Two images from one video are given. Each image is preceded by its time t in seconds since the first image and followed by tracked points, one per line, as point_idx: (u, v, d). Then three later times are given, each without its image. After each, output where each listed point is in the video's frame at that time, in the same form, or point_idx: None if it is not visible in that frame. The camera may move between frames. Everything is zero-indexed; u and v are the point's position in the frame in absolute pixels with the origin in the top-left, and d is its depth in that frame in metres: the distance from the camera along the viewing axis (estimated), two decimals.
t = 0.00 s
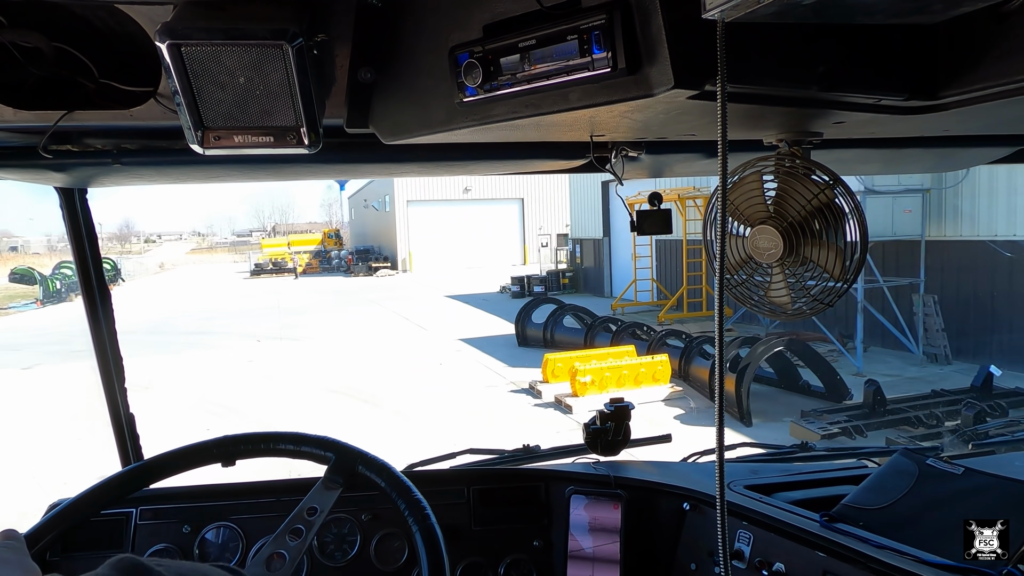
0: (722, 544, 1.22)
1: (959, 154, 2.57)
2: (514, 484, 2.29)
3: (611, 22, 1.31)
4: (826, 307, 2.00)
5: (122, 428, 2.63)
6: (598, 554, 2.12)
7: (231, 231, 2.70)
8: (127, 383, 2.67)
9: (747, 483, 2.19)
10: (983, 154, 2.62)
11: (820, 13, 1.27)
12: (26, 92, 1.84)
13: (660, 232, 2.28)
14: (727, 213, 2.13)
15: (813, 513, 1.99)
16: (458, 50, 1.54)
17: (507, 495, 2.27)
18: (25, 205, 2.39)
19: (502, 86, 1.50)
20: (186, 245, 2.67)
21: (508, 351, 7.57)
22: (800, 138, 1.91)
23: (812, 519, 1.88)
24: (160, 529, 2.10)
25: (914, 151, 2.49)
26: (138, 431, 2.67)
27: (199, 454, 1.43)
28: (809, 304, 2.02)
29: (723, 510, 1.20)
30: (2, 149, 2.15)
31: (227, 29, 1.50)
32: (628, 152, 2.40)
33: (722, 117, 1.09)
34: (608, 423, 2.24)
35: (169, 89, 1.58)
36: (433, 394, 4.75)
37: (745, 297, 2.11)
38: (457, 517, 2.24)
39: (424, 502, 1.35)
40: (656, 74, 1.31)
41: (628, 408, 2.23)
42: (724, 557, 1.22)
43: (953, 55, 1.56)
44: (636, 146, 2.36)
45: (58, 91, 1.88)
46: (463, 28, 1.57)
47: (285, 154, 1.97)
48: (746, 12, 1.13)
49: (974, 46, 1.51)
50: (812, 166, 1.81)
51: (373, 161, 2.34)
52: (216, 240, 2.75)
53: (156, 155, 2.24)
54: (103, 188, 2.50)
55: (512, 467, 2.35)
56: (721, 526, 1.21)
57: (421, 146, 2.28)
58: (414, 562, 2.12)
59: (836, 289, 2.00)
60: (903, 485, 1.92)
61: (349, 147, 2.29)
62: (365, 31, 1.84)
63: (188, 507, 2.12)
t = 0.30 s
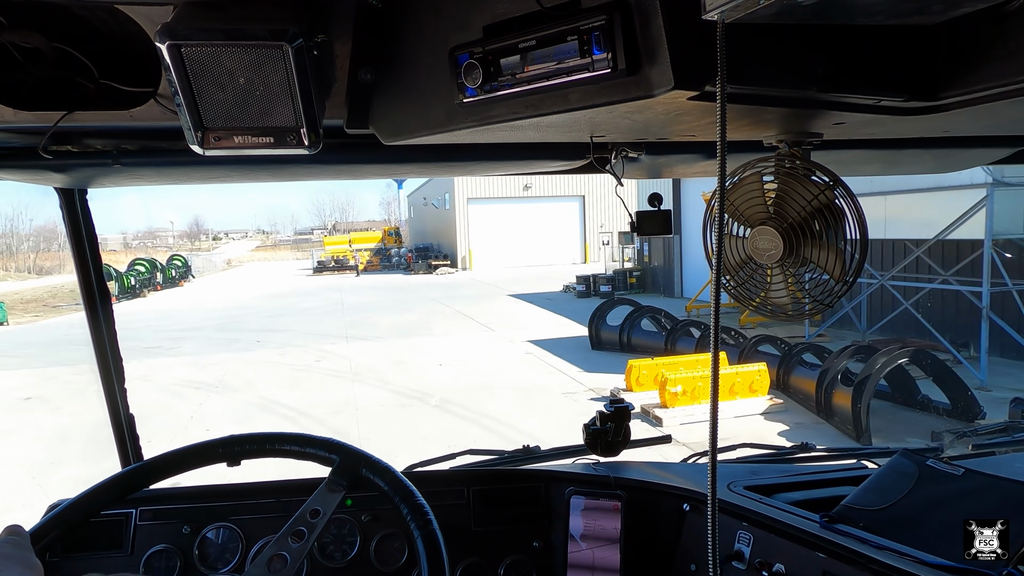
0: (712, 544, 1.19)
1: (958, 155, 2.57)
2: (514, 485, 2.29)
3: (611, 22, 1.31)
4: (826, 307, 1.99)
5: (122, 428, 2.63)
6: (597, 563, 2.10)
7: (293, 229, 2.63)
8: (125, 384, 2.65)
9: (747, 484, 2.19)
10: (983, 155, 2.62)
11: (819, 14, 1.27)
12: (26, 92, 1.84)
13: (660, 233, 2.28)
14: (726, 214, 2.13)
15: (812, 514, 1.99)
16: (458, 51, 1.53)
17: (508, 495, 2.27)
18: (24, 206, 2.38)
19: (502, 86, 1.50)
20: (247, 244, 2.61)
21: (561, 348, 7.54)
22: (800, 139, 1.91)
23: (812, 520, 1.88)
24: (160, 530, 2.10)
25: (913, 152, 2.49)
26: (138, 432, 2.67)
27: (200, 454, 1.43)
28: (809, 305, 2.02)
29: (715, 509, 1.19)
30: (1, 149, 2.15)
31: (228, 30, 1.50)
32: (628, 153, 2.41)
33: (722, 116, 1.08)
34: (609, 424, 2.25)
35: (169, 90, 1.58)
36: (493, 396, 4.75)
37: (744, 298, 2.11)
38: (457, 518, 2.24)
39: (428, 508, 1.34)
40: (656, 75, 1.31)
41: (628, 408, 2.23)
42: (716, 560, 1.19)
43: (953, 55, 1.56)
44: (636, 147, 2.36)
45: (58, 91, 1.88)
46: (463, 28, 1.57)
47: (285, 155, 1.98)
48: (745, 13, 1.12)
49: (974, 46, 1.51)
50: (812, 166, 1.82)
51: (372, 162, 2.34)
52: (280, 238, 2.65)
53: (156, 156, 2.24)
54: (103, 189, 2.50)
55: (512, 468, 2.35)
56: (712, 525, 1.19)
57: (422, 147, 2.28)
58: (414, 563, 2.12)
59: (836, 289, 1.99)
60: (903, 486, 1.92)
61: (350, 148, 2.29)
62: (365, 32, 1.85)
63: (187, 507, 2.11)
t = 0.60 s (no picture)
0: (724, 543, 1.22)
1: (958, 154, 2.58)
2: (515, 484, 2.29)
3: (611, 22, 1.31)
4: (826, 306, 1.99)
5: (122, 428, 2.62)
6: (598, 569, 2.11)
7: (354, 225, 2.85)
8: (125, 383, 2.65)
9: (747, 483, 2.19)
10: (982, 154, 2.63)
11: (818, 13, 1.27)
12: (26, 92, 1.84)
13: (660, 232, 2.28)
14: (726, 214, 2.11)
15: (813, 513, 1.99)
16: (458, 50, 1.53)
17: (508, 494, 2.27)
18: (24, 206, 2.38)
19: (502, 86, 1.50)
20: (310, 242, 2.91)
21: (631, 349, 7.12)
22: (799, 138, 1.93)
23: (812, 519, 1.88)
24: (160, 529, 2.11)
25: (912, 151, 2.49)
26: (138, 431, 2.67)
27: (202, 453, 1.44)
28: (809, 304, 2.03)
29: (725, 508, 1.20)
30: (2, 149, 2.15)
31: (228, 29, 1.50)
32: (627, 152, 2.41)
33: (722, 116, 1.09)
34: (609, 423, 2.25)
35: (169, 89, 1.58)
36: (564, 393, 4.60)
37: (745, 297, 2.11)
38: (457, 516, 2.24)
39: (429, 508, 1.34)
40: (656, 74, 1.31)
41: (629, 408, 2.23)
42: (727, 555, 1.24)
43: (952, 55, 1.56)
44: (636, 145, 2.36)
45: (59, 90, 1.87)
46: (463, 27, 1.57)
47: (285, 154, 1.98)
48: (745, 12, 1.12)
49: (974, 46, 1.51)
50: (812, 165, 1.84)
51: (372, 161, 2.34)
52: (341, 235, 2.92)
53: (157, 155, 2.24)
54: (103, 188, 2.50)
55: (512, 467, 2.35)
56: (724, 525, 1.20)
57: (421, 146, 2.28)
58: (415, 562, 2.13)
59: (837, 288, 1.99)
60: (903, 485, 1.92)
61: (349, 147, 2.29)
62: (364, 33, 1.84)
63: (188, 506, 2.11)
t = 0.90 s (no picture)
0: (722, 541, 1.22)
1: (957, 154, 2.58)
2: (515, 484, 2.29)
3: (611, 21, 1.31)
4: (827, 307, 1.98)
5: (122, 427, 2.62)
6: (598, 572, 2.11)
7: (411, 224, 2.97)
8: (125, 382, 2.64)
9: (747, 483, 2.19)
10: (982, 154, 2.63)
11: (819, 13, 1.27)
12: (27, 92, 1.84)
13: (660, 232, 2.28)
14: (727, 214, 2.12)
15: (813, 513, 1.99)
16: (458, 50, 1.53)
17: (507, 493, 2.27)
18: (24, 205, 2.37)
19: (502, 85, 1.50)
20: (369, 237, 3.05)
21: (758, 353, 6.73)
22: (800, 138, 1.93)
23: (812, 519, 1.88)
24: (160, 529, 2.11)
25: (912, 151, 2.49)
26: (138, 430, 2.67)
27: (202, 453, 1.44)
28: (809, 304, 2.02)
29: (725, 507, 1.20)
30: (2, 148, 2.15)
31: (228, 29, 1.50)
32: (628, 152, 2.41)
33: (722, 116, 1.09)
34: (608, 423, 2.25)
35: (169, 89, 1.57)
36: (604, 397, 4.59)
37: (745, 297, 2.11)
38: (457, 516, 2.25)
39: (434, 517, 1.32)
40: (656, 74, 1.31)
41: (628, 408, 2.23)
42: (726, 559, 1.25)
43: (951, 55, 1.57)
44: (635, 145, 2.37)
45: (59, 90, 1.87)
46: (463, 27, 1.58)
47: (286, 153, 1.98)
48: (745, 12, 1.12)
49: (974, 46, 1.51)
50: (812, 165, 1.83)
51: (372, 161, 2.34)
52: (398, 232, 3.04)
53: (157, 155, 2.24)
54: (104, 187, 2.50)
55: (512, 466, 2.35)
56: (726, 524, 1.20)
57: (421, 146, 2.28)
58: (414, 562, 2.13)
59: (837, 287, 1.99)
60: (903, 485, 1.92)
61: (349, 147, 2.29)
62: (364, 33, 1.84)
63: (188, 506, 2.12)
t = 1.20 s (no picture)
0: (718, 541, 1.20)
1: (957, 155, 2.58)
2: (514, 485, 2.28)
3: (610, 21, 1.31)
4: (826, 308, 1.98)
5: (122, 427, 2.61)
6: None
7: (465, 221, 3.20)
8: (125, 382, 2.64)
9: (746, 483, 2.19)
10: (981, 155, 2.63)
11: (818, 14, 1.27)
12: (27, 92, 1.83)
13: (660, 232, 2.28)
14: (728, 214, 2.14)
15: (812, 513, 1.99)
16: (458, 50, 1.53)
17: (506, 494, 2.27)
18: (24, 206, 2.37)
19: (501, 86, 1.50)
20: (425, 235, 3.25)
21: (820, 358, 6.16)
22: (799, 138, 1.93)
23: (811, 519, 1.88)
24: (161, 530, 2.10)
25: (912, 151, 2.49)
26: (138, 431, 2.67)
27: (201, 455, 1.41)
28: (808, 306, 2.02)
29: (721, 506, 1.19)
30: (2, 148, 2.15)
31: (228, 30, 1.50)
32: (627, 152, 2.41)
33: (722, 117, 1.09)
34: (608, 423, 2.25)
35: (169, 90, 1.57)
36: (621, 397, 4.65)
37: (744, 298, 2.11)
38: (457, 516, 2.25)
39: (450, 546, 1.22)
40: (656, 74, 1.31)
41: (628, 408, 2.23)
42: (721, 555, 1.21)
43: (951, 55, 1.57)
44: (636, 146, 2.36)
45: (59, 90, 1.87)
46: (463, 27, 1.57)
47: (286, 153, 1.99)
48: (745, 12, 1.12)
49: (973, 47, 1.52)
50: (811, 165, 1.83)
51: (372, 161, 2.34)
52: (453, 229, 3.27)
53: (156, 155, 2.25)
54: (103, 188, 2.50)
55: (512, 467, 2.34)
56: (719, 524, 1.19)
57: (421, 146, 2.27)
58: (414, 563, 2.12)
59: (836, 288, 1.98)
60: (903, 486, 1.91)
61: (348, 147, 2.29)
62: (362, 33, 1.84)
63: (187, 507, 2.12)
